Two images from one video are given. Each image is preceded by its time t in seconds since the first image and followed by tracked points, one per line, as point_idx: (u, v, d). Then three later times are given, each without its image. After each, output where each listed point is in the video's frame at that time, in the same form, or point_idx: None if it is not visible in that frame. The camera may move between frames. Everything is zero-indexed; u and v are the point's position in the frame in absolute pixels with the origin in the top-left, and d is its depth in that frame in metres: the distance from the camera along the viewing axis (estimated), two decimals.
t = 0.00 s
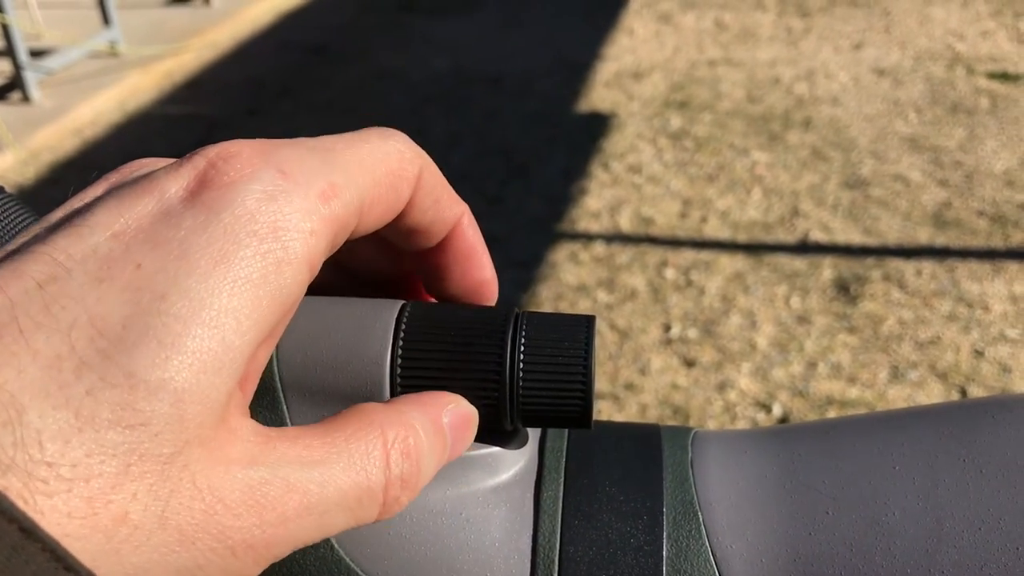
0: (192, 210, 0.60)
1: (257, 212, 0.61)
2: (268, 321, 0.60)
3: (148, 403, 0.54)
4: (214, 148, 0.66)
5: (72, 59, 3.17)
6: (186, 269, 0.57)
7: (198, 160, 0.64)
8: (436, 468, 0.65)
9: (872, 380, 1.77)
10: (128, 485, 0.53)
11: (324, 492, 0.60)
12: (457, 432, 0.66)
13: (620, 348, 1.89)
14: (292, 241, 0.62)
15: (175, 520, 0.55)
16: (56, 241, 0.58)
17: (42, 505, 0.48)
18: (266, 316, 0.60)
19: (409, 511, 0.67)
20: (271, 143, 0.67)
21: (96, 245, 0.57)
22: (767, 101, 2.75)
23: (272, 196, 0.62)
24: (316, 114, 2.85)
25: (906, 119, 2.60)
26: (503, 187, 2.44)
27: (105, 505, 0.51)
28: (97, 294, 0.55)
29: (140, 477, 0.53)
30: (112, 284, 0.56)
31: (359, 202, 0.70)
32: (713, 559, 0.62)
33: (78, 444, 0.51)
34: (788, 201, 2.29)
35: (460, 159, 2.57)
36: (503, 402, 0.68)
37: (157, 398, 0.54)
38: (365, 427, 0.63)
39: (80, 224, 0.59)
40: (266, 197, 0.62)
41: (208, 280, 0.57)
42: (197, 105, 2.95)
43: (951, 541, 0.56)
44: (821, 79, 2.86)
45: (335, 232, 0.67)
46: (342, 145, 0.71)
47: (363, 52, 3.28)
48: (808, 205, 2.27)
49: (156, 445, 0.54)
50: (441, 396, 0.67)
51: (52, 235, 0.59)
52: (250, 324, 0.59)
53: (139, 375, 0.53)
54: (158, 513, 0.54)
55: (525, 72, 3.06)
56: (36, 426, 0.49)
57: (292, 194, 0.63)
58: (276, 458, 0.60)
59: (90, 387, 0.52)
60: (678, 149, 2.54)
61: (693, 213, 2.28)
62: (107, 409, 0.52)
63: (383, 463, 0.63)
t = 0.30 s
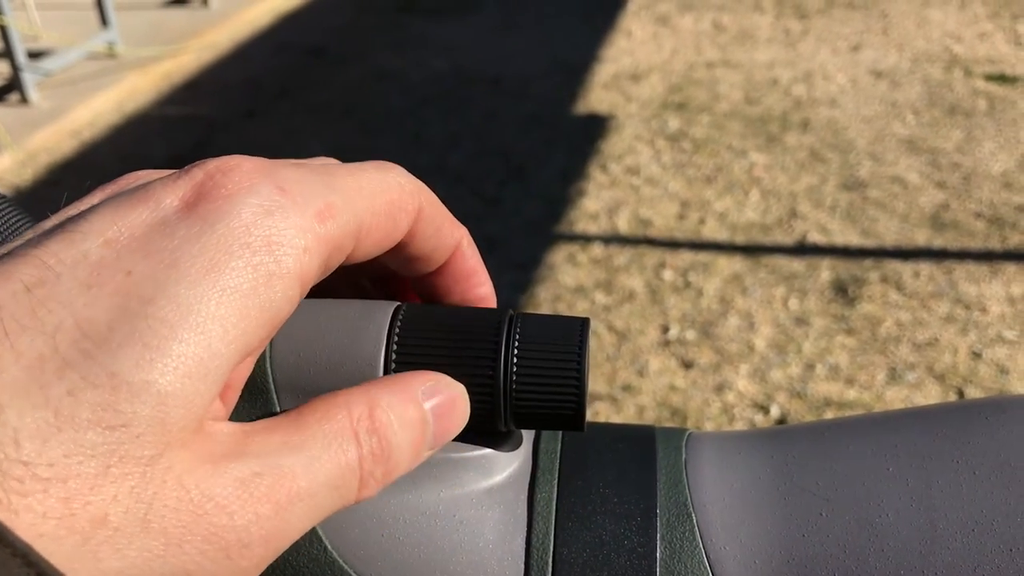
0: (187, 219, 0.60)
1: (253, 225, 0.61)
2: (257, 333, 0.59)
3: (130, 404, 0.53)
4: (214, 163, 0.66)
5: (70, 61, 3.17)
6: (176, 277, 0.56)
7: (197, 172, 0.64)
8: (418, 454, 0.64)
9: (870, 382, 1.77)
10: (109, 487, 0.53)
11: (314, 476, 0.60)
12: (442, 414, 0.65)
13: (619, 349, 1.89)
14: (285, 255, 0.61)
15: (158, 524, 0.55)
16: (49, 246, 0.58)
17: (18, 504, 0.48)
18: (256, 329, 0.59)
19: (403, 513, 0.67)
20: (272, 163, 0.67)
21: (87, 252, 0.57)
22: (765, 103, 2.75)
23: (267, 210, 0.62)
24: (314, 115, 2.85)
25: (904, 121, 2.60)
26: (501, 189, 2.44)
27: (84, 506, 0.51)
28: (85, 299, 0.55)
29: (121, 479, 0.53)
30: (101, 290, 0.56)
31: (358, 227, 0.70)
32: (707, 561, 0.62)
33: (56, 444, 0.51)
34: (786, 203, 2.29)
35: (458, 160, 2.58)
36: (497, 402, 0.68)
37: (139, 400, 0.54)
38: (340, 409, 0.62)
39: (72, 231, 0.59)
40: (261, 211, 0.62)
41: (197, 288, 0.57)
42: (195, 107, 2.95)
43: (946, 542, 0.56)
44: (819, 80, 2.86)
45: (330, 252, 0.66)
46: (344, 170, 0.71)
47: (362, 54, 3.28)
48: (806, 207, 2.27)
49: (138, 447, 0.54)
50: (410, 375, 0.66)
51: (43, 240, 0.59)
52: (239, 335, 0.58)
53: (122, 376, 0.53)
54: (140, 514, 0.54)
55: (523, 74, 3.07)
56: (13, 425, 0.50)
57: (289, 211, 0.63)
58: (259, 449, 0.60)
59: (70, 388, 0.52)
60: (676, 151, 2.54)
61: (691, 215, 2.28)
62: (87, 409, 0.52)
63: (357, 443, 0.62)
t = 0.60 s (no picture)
0: (207, 235, 0.60)
1: (272, 243, 0.61)
2: (273, 351, 0.60)
3: (151, 416, 0.54)
4: (234, 175, 0.66)
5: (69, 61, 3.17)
6: (196, 294, 0.57)
7: (217, 185, 0.64)
8: (398, 434, 0.64)
9: (870, 383, 1.77)
10: (134, 495, 0.53)
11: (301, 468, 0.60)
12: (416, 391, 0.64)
13: (618, 350, 1.89)
14: (302, 275, 0.61)
15: (187, 528, 0.55)
16: (69, 259, 0.58)
17: (43, 515, 0.49)
18: (272, 347, 0.60)
19: (403, 516, 0.67)
20: (291, 179, 0.67)
21: (106, 263, 0.57)
22: (765, 103, 2.75)
23: (286, 229, 0.62)
24: (313, 116, 2.85)
25: (903, 122, 2.60)
26: (500, 190, 2.44)
27: (110, 514, 0.52)
28: (104, 311, 0.55)
29: (145, 488, 0.54)
30: (120, 303, 0.56)
31: (372, 247, 0.69)
32: (708, 563, 0.62)
33: (81, 453, 0.52)
34: (786, 203, 2.29)
35: (457, 161, 2.58)
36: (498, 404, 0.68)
37: (160, 409, 0.54)
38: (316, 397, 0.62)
39: (90, 242, 0.59)
40: (280, 230, 0.62)
41: (216, 306, 0.57)
42: (195, 108, 2.95)
43: (947, 545, 0.56)
44: (818, 81, 2.87)
45: (344, 272, 0.66)
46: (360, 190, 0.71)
47: (361, 55, 3.28)
48: (805, 208, 2.28)
49: (161, 456, 0.54)
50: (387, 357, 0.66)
51: (61, 251, 0.60)
52: (256, 353, 0.58)
53: (142, 388, 0.54)
54: (169, 518, 0.55)
55: (522, 75, 3.07)
56: (36, 437, 0.51)
57: (308, 230, 0.63)
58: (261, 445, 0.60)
59: (92, 399, 0.53)
60: (675, 151, 2.54)
61: (691, 215, 2.28)
62: (109, 420, 0.53)
63: (334, 425, 0.62)
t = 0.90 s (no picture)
0: (202, 224, 0.59)
1: (268, 225, 0.60)
2: (277, 334, 0.59)
3: (156, 415, 0.53)
4: (225, 161, 0.65)
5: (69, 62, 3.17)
6: (196, 283, 0.56)
7: (208, 174, 0.63)
8: (411, 483, 0.64)
9: (869, 384, 1.77)
10: (140, 498, 0.52)
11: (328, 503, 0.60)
12: (438, 440, 0.65)
13: (618, 351, 1.89)
14: (301, 254, 0.61)
15: (195, 537, 0.54)
16: (65, 253, 0.57)
17: (50, 517, 0.48)
18: (276, 329, 0.59)
19: (402, 518, 0.67)
20: (280, 156, 0.67)
21: (103, 257, 0.57)
22: (764, 104, 2.75)
23: (281, 209, 0.62)
24: (313, 117, 2.85)
25: (903, 122, 2.60)
26: (500, 190, 2.44)
27: (116, 518, 0.51)
28: (104, 306, 0.55)
29: (152, 492, 0.53)
30: (120, 297, 0.55)
31: (366, 214, 0.69)
32: (707, 565, 0.62)
33: (86, 456, 0.51)
34: (785, 204, 2.29)
35: (457, 161, 2.57)
36: (496, 409, 0.68)
37: (164, 408, 0.53)
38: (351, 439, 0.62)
39: (87, 237, 0.59)
40: (275, 210, 0.61)
41: (218, 293, 0.56)
42: (194, 109, 2.95)
43: (949, 549, 0.56)
44: (818, 82, 2.87)
45: (343, 246, 0.66)
46: (349, 159, 0.70)
47: (360, 56, 3.28)
48: (805, 208, 2.28)
49: (166, 459, 0.53)
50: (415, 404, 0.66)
51: (59, 247, 0.59)
52: (260, 337, 0.58)
53: (145, 386, 0.53)
54: (176, 527, 0.53)
55: (522, 76, 3.07)
56: (42, 438, 0.50)
57: (301, 208, 0.63)
58: (281, 465, 0.59)
59: (96, 399, 0.52)
60: (675, 152, 2.54)
61: (691, 216, 2.28)
62: (114, 421, 0.52)
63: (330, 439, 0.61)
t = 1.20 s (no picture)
0: (208, 239, 0.59)
1: (274, 244, 0.61)
2: (275, 352, 0.60)
3: (155, 419, 0.53)
4: (233, 176, 0.66)
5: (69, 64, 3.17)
6: (199, 297, 0.56)
7: (216, 188, 0.63)
8: (396, 452, 0.64)
9: (869, 385, 1.76)
10: (141, 500, 0.52)
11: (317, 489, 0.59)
12: (413, 409, 0.64)
13: (617, 352, 1.89)
14: (303, 274, 0.61)
15: (198, 532, 0.54)
16: (69, 263, 0.57)
17: (49, 521, 0.48)
18: (275, 348, 0.59)
19: (395, 524, 0.67)
20: (289, 178, 0.67)
21: (107, 268, 0.57)
22: (764, 105, 2.75)
23: (288, 229, 0.62)
24: (312, 119, 2.85)
25: (902, 123, 2.60)
26: (499, 192, 2.44)
27: (117, 520, 0.51)
28: (106, 316, 0.55)
29: (154, 493, 0.53)
30: (122, 308, 0.55)
31: (370, 246, 0.70)
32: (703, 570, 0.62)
33: (84, 461, 0.51)
34: (784, 205, 2.29)
35: (456, 163, 2.57)
36: (490, 412, 0.68)
37: (163, 413, 0.53)
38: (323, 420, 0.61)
39: (91, 247, 0.58)
40: (282, 230, 0.62)
41: (219, 308, 0.57)
42: (194, 111, 2.95)
43: (945, 554, 0.56)
44: (817, 83, 2.87)
45: (344, 272, 0.66)
46: (360, 189, 0.71)
47: (359, 57, 3.28)
48: (804, 209, 2.28)
49: (167, 460, 0.54)
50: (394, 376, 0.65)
51: (61, 257, 0.58)
52: (260, 355, 0.58)
53: (144, 391, 0.53)
54: (179, 526, 0.53)
55: (521, 77, 3.06)
56: (40, 443, 0.50)
57: (309, 232, 0.63)
58: (268, 451, 0.59)
59: (94, 404, 0.52)
60: (674, 154, 2.54)
61: (690, 217, 2.28)
62: (112, 425, 0.52)
63: (305, 417, 0.61)
